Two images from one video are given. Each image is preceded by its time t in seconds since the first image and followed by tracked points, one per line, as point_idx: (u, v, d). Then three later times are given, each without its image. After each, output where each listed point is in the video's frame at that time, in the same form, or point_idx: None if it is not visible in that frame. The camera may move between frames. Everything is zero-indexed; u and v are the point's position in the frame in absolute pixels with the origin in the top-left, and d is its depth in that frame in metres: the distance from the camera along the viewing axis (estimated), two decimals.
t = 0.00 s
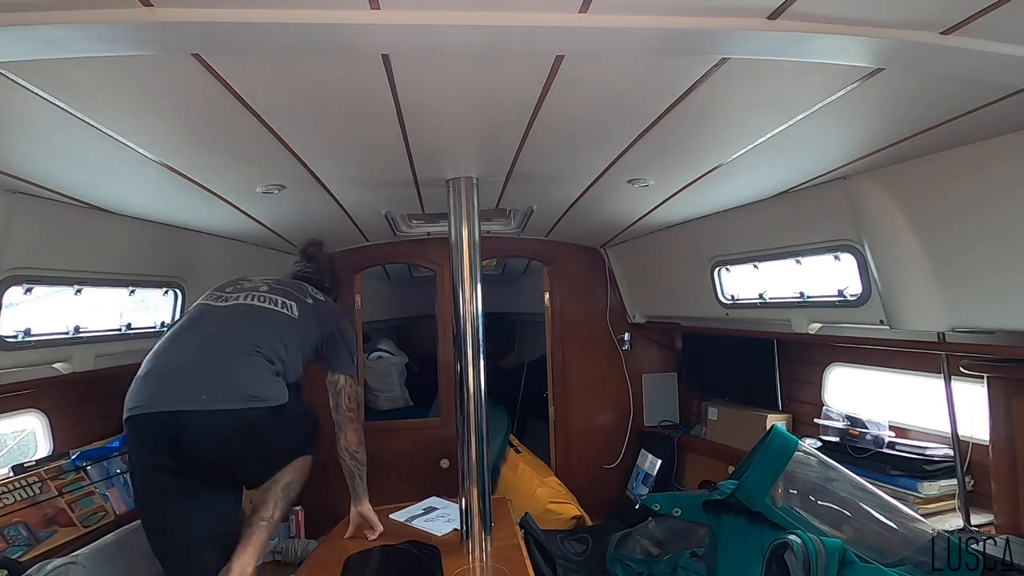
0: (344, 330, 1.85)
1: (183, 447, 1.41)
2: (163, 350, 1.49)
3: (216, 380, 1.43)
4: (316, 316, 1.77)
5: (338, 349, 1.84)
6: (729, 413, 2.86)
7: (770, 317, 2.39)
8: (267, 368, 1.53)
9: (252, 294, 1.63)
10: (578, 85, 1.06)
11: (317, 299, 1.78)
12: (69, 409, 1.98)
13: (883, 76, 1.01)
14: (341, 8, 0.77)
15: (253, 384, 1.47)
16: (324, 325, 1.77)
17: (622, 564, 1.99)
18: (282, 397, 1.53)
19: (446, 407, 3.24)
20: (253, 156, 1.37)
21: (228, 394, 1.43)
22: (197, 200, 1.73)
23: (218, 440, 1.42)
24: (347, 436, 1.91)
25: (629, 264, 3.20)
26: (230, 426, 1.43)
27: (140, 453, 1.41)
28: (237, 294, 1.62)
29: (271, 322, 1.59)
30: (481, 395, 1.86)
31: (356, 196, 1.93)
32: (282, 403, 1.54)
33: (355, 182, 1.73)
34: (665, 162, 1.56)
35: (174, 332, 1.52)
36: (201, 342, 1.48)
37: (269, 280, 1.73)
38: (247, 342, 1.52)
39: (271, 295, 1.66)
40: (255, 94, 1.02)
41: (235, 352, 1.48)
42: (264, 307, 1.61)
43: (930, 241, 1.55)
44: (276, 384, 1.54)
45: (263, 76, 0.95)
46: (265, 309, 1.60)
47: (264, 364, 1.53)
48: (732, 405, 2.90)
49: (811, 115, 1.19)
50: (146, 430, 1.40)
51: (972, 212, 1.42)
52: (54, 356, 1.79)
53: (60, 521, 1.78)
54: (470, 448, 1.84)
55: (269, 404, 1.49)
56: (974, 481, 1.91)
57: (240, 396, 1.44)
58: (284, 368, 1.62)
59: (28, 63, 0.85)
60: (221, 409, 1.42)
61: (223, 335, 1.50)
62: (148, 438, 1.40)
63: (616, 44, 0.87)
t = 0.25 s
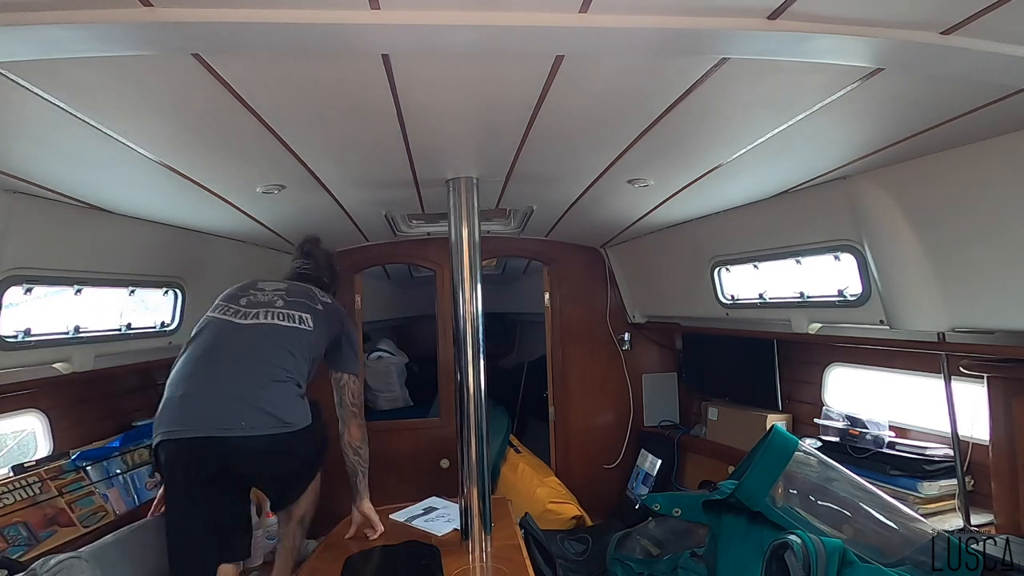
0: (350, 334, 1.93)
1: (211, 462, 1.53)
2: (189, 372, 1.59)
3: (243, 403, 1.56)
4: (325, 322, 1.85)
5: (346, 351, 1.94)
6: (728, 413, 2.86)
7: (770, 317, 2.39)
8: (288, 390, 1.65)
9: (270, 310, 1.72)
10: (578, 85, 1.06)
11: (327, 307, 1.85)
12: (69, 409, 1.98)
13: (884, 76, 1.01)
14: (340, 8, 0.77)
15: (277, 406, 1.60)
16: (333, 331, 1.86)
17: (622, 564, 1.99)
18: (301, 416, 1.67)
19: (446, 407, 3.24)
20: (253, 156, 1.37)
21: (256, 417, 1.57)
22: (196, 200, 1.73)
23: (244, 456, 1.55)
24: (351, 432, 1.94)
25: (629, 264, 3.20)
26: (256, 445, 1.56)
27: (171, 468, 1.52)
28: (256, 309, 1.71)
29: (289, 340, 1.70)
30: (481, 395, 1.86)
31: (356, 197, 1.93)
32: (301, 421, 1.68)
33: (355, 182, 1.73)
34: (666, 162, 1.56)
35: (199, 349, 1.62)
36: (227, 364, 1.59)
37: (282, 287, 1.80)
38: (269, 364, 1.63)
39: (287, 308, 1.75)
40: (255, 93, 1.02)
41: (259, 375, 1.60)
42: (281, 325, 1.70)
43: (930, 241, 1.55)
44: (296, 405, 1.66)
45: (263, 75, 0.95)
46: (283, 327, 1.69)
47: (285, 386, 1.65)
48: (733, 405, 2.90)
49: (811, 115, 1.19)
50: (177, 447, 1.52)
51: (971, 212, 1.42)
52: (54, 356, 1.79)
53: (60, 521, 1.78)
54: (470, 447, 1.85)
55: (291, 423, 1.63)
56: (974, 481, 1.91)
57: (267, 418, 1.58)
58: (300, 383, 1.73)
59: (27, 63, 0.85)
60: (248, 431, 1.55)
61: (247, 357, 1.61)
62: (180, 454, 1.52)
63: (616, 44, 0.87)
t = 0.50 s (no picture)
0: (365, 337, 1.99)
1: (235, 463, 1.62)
2: (216, 378, 1.68)
3: (266, 409, 1.64)
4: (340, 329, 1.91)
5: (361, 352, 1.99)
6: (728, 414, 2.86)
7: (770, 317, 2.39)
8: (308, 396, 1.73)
9: (290, 318, 1.78)
10: (578, 85, 1.06)
11: (343, 312, 1.91)
12: (69, 409, 1.98)
13: (884, 75, 1.01)
14: (340, 8, 0.77)
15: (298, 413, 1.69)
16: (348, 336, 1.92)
17: (622, 564, 1.99)
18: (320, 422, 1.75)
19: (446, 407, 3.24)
20: (254, 157, 1.37)
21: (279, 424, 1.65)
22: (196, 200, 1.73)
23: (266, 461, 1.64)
24: (356, 427, 1.97)
25: (629, 264, 3.20)
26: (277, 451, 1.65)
27: (194, 467, 1.61)
28: (277, 317, 1.78)
29: (308, 348, 1.77)
30: (481, 395, 1.86)
31: (356, 197, 1.93)
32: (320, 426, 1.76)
33: (355, 182, 1.73)
34: (666, 162, 1.56)
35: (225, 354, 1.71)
36: (253, 371, 1.68)
37: (301, 293, 1.86)
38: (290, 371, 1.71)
39: (306, 316, 1.81)
40: (255, 93, 1.02)
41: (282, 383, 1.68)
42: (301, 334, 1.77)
43: (930, 241, 1.55)
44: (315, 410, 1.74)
45: (263, 75, 0.95)
46: (303, 336, 1.77)
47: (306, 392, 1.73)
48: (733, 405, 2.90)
49: (812, 115, 1.19)
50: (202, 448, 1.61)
51: (971, 212, 1.42)
52: (54, 356, 1.79)
53: (60, 521, 1.78)
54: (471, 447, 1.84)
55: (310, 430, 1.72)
56: (974, 481, 1.91)
57: (289, 425, 1.66)
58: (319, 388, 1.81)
59: (27, 62, 0.84)
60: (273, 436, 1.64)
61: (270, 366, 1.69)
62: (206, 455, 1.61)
63: (615, 44, 0.87)
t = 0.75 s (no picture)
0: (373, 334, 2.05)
1: (246, 452, 1.67)
2: (231, 361, 1.76)
3: (276, 388, 1.72)
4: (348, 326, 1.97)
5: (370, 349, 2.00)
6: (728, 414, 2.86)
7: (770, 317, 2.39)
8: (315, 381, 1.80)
9: (298, 314, 1.86)
10: (578, 85, 1.06)
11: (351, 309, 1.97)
12: (69, 409, 1.98)
13: (884, 75, 1.01)
14: (340, 8, 0.77)
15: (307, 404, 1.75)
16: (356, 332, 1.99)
17: (622, 564, 1.99)
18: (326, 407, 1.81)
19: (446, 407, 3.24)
20: (254, 157, 1.37)
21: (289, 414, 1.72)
22: (196, 200, 1.72)
23: (276, 450, 1.70)
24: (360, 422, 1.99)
25: (629, 264, 3.20)
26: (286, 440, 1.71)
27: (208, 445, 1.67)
28: (289, 310, 1.87)
29: (317, 343, 1.84)
30: (482, 395, 1.86)
31: (357, 197, 1.93)
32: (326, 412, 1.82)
33: (355, 182, 1.73)
34: (666, 162, 1.56)
35: (238, 343, 1.80)
36: (264, 362, 1.75)
37: (312, 291, 1.95)
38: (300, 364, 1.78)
39: (315, 312, 1.88)
40: (255, 94, 1.02)
41: (292, 374, 1.75)
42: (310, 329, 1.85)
43: (930, 241, 1.55)
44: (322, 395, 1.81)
45: (263, 75, 0.95)
46: (311, 331, 1.84)
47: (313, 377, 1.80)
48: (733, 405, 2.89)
49: (811, 115, 1.19)
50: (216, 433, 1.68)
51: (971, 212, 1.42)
52: (53, 356, 1.79)
53: (60, 521, 1.78)
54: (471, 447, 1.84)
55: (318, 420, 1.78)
56: (974, 481, 1.91)
57: (299, 416, 1.73)
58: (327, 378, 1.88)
59: (27, 62, 0.84)
60: (283, 425, 1.70)
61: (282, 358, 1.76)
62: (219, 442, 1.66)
63: (615, 44, 0.87)
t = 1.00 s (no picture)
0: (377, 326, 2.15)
1: (248, 428, 1.78)
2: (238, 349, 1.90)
3: (274, 365, 1.81)
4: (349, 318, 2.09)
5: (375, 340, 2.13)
6: (728, 413, 2.86)
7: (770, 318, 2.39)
8: (313, 363, 1.89)
9: (300, 305, 2.01)
10: (578, 86, 1.06)
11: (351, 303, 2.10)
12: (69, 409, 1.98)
13: (884, 76, 1.01)
14: (340, 8, 0.77)
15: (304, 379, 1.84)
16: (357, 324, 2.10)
17: (622, 564, 1.98)
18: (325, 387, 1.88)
19: (446, 407, 3.24)
20: (254, 157, 1.38)
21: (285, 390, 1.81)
22: (196, 200, 1.72)
23: (275, 427, 1.78)
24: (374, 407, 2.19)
25: (629, 264, 3.20)
26: (283, 418, 1.79)
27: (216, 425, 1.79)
28: (293, 305, 2.01)
29: (315, 328, 1.97)
30: (482, 395, 1.86)
31: (357, 197, 1.93)
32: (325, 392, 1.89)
33: (356, 182, 1.73)
34: (666, 162, 1.56)
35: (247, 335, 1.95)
36: (266, 345, 1.87)
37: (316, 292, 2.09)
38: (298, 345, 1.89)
39: (315, 304, 2.03)
40: (255, 94, 1.02)
41: (289, 352, 1.85)
42: (309, 316, 1.98)
43: (930, 241, 1.55)
44: (319, 376, 1.89)
45: (263, 75, 0.95)
46: (310, 317, 1.97)
47: (310, 359, 1.89)
48: (733, 405, 2.89)
49: (811, 115, 1.19)
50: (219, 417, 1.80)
51: (972, 212, 1.42)
52: (53, 356, 1.79)
53: (60, 521, 1.79)
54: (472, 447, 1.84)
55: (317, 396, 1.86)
56: (974, 481, 1.91)
57: (295, 389, 1.80)
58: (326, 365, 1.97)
59: (27, 62, 0.85)
60: (279, 399, 1.78)
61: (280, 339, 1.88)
62: (222, 425, 1.78)
63: (614, 44, 0.87)
